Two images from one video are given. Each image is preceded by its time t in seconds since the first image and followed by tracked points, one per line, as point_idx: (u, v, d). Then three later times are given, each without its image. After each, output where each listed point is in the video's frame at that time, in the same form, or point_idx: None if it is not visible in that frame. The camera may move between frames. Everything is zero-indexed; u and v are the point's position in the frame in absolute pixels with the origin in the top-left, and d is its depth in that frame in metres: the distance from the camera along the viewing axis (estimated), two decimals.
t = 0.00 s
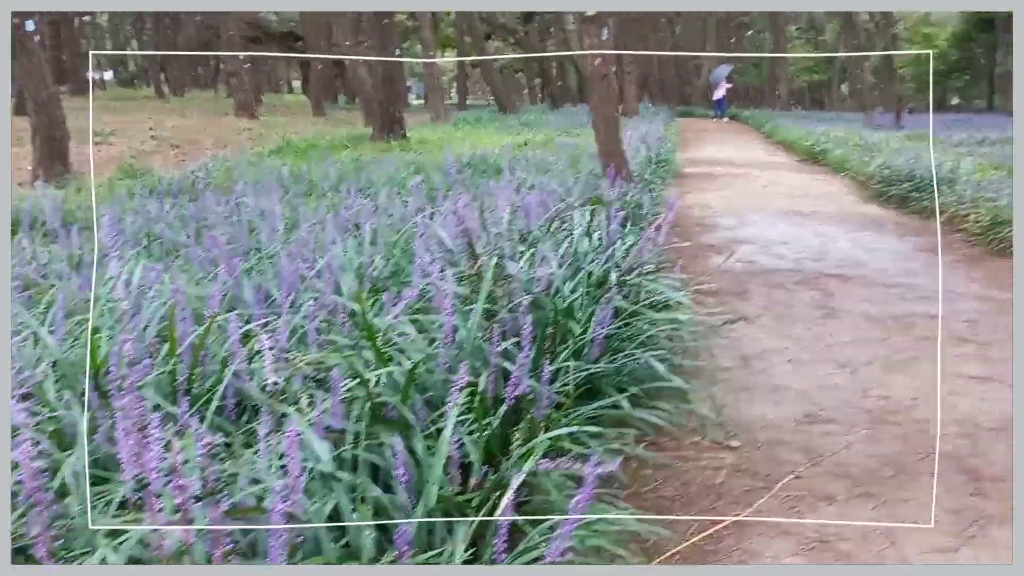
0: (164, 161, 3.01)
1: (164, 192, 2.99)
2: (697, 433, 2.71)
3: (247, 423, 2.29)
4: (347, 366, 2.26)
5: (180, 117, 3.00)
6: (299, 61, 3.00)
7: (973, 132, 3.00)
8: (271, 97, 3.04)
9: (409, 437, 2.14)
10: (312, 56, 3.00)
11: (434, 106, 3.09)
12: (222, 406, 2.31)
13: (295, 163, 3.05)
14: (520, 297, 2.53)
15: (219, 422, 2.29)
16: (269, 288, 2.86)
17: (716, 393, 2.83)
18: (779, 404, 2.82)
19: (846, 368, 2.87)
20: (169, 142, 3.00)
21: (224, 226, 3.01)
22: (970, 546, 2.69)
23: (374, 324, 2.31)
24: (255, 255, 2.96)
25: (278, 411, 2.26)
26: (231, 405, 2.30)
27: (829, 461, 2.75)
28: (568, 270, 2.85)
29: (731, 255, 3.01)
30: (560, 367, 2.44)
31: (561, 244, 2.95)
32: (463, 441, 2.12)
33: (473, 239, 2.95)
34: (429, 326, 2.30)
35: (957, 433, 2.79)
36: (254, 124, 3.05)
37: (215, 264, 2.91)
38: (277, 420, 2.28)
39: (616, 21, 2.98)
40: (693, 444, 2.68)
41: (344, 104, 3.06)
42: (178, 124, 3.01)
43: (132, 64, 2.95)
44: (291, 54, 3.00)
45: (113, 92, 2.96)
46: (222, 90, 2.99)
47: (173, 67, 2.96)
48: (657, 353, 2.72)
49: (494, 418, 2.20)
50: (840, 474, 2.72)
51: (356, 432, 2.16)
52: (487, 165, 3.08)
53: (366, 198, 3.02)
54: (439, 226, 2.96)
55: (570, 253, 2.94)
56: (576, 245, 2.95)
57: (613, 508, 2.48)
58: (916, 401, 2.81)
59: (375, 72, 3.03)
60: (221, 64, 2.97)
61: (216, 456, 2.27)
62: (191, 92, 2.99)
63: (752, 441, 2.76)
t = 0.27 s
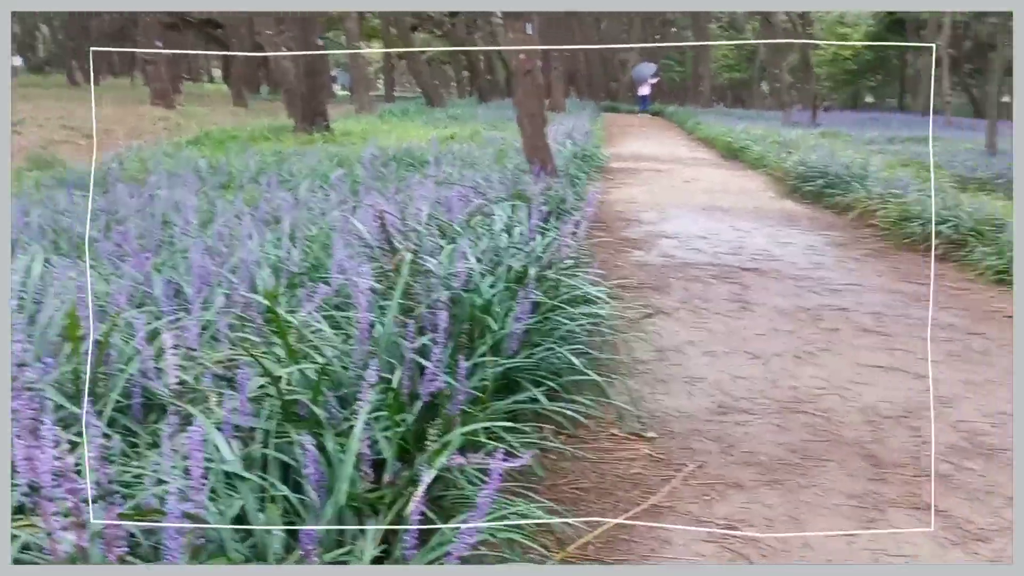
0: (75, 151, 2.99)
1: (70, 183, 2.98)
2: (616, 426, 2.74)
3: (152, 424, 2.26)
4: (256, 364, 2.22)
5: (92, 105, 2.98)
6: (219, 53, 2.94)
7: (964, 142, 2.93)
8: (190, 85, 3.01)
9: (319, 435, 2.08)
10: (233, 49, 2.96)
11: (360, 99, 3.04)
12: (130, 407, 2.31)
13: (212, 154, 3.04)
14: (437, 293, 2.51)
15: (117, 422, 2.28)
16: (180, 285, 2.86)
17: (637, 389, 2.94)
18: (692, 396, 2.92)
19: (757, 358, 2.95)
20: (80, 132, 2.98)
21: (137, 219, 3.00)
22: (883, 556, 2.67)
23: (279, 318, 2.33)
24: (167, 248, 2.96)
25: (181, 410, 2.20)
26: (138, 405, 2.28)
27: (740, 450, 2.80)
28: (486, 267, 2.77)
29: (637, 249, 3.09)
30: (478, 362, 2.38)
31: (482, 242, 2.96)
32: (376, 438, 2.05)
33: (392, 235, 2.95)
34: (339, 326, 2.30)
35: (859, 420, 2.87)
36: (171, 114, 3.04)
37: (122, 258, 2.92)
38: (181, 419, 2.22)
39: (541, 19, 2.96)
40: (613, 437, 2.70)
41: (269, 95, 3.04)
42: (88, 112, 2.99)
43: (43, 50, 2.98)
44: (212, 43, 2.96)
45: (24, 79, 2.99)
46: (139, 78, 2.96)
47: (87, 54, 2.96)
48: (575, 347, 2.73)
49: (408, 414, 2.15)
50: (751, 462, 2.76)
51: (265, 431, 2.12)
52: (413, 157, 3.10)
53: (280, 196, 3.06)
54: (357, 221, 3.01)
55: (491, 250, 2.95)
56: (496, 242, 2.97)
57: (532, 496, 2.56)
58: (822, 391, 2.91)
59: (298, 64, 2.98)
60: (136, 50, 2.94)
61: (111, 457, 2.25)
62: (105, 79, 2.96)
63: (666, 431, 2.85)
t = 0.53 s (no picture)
0: (12, 149, 3.04)
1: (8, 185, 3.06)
2: (559, 421, 2.86)
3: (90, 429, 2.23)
4: (196, 367, 2.21)
5: (30, 101, 3.00)
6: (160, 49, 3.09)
7: (962, 133, 3.79)
8: (129, 81, 3.12)
9: (259, 436, 2.07)
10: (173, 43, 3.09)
11: (305, 97, 3.50)
12: (67, 413, 2.28)
13: (152, 152, 3.25)
14: (380, 291, 2.50)
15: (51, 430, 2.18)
16: (119, 285, 2.80)
17: (586, 382, 3.14)
18: (636, 390, 3.14)
19: (701, 351, 3.49)
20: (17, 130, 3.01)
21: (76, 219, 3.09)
22: (817, 541, 2.45)
23: (220, 320, 2.35)
24: (109, 248, 3.05)
25: (118, 415, 2.16)
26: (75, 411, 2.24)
27: (681, 441, 2.85)
28: (430, 265, 2.80)
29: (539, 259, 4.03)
30: (420, 360, 2.39)
31: (425, 241, 2.95)
32: (318, 438, 2.05)
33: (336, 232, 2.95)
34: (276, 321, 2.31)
35: (796, 409, 3.10)
36: (110, 110, 3.12)
37: (62, 259, 2.94)
38: (119, 425, 2.18)
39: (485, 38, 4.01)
40: (555, 431, 2.80)
41: (211, 90, 3.31)
42: (26, 110, 3.00)
43: None
44: (151, 38, 3.09)
45: None
46: (76, 73, 3.02)
47: (20, 50, 3.00)
48: (520, 344, 2.75)
49: (351, 414, 2.16)
50: (692, 453, 2.80)
51: (206, 434, 2.09)
52: (359, 155, 3.80)
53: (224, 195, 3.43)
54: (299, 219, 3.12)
55: (435, 248, 2.96)
56: (441, 240, 2.99)
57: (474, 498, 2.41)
58: (762, 381, 3.29)
59: (241, 60, 3.18)
60: (72, 45, 3.02)
61: (46, 464, 2.14)
62: (40, 74, 3.01)
63: (610, 424, 2.91)
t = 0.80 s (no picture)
0: None
1: None
2: (526, 423, 2.91)
3: (53, 440, 2.23)
4: (160, 377, 2.21)
5: None
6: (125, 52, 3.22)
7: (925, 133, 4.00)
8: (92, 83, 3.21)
9: (224, 446, 2.08)
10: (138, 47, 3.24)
11: (271, 98, 3.67)
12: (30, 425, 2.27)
13: (116, 156, 3.31)
14: (346, 298, 2.51)
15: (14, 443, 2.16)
16: (83, 293, 2.78)
17: (553, 383, 3.18)
18: (603, 391, 3.19)
19: (667, 351, 3.54)
20: None
21: (39, 227, 3.10)
22: (777, 537, 2.49)
23: (183, 330, 2.36)
24: (73, 256, 3.03)
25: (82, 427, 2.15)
26: (39, 423, 2.23)
27: (646, 440, 2.90)
28: (397, 270, 2.82)
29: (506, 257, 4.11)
30: (387, 366, 2.40)
31: (392, 246, 2.97)
32: (284, 447, 2.06)
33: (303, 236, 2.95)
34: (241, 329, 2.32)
35: (759, 406, 3.17)
36: (72, 113, 3.22)
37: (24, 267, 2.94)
38: (83, 438, 2.17)
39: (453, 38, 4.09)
40: (522, 434, 2.85)
41: (176, 93, 3.47)
42: None
43: None
44: (116, 38, 3.23)
45: None
46: (39, 77, 3.19)
47: None
48: (486, 347, 2.78)
49: (316, 422, 2.17)
50: (657, 452, 2.85)
51: (171, 444, 2.10)
52: (328, 156, 4.01)
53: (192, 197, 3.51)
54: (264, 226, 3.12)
55: (402, 252, 2.99)
56: (408, 245, 3.01)
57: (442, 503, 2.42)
58: (726, 379, 3.35)
59: (206, 63, 3.37)
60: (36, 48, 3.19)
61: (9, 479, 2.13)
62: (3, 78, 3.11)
63: (576, 425, 2.95)
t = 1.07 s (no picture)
0: None
1: None
2: (493, 423, 2.94)
3: (14, 448, 2.22)
4: (123, 382, 2.20)
5: None
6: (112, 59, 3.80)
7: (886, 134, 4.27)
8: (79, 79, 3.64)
9: (187, 450, 2.09)
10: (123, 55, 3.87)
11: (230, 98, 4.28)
12: None
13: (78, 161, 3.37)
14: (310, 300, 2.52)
15: None
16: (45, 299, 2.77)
17: (520, 382, 3.22)
18: (570, 390, 3.22)
19: (633, 350, 3.59)
20: None
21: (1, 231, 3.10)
22: (739, 531, 2.49)
23: (146, 336, 2.37)
24: (35, 260, 3.02)
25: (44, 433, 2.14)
26: None
27: (612, 438, 2.95)
28: (363, 272, 2.84)
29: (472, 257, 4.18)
30: (352, 368, 2.41)
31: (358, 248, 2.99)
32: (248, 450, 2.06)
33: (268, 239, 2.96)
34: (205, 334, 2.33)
35: (723, 403, 3.23)
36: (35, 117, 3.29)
37: None
38: (45, 445, 2.16)
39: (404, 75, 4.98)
40: (488, 434, 2.87)
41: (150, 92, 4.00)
42: None
43: None
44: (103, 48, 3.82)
45: None
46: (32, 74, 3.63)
47: None
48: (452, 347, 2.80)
49: (280, 425, 2.18)
50: (623, 450, 2.89)
51: (134, 450, 2.09)
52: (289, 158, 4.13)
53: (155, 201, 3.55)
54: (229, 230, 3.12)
55: (368, 255, 3.00)
56: (373, 248, 3.02)
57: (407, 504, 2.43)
58: (691, 377, 3.41)
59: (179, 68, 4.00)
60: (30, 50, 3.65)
61: None
62: None
63: (544, 424, 2.98)
